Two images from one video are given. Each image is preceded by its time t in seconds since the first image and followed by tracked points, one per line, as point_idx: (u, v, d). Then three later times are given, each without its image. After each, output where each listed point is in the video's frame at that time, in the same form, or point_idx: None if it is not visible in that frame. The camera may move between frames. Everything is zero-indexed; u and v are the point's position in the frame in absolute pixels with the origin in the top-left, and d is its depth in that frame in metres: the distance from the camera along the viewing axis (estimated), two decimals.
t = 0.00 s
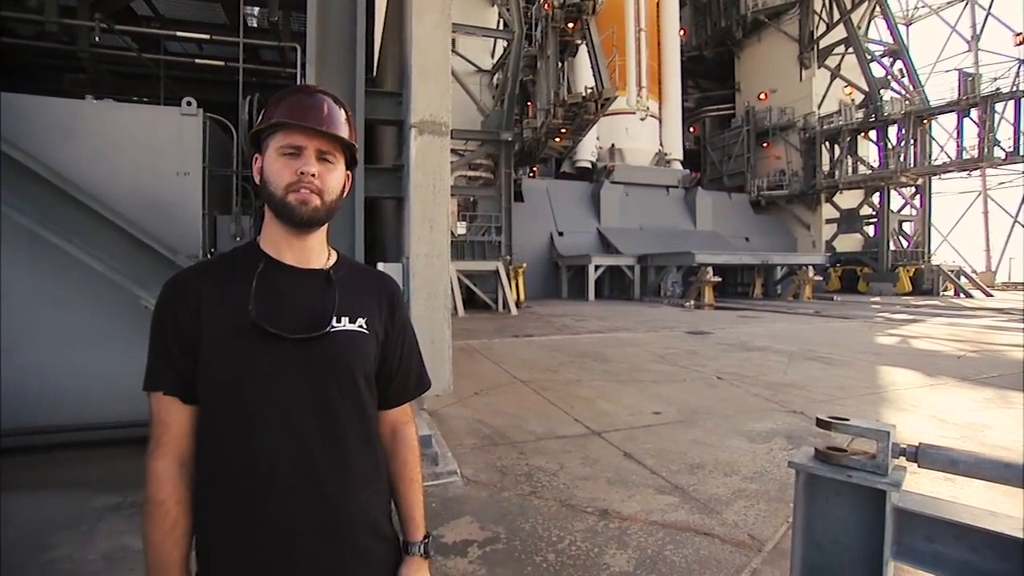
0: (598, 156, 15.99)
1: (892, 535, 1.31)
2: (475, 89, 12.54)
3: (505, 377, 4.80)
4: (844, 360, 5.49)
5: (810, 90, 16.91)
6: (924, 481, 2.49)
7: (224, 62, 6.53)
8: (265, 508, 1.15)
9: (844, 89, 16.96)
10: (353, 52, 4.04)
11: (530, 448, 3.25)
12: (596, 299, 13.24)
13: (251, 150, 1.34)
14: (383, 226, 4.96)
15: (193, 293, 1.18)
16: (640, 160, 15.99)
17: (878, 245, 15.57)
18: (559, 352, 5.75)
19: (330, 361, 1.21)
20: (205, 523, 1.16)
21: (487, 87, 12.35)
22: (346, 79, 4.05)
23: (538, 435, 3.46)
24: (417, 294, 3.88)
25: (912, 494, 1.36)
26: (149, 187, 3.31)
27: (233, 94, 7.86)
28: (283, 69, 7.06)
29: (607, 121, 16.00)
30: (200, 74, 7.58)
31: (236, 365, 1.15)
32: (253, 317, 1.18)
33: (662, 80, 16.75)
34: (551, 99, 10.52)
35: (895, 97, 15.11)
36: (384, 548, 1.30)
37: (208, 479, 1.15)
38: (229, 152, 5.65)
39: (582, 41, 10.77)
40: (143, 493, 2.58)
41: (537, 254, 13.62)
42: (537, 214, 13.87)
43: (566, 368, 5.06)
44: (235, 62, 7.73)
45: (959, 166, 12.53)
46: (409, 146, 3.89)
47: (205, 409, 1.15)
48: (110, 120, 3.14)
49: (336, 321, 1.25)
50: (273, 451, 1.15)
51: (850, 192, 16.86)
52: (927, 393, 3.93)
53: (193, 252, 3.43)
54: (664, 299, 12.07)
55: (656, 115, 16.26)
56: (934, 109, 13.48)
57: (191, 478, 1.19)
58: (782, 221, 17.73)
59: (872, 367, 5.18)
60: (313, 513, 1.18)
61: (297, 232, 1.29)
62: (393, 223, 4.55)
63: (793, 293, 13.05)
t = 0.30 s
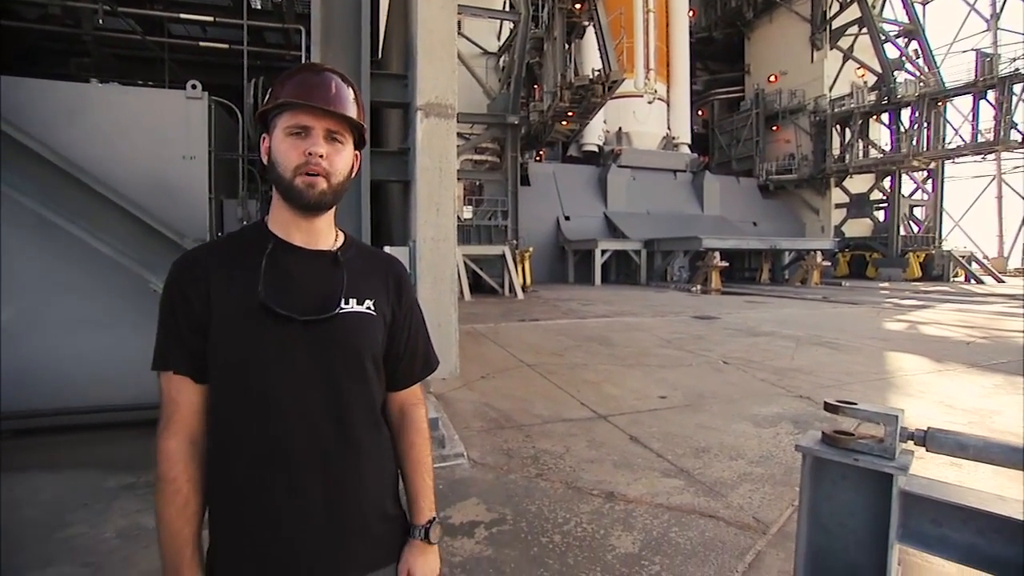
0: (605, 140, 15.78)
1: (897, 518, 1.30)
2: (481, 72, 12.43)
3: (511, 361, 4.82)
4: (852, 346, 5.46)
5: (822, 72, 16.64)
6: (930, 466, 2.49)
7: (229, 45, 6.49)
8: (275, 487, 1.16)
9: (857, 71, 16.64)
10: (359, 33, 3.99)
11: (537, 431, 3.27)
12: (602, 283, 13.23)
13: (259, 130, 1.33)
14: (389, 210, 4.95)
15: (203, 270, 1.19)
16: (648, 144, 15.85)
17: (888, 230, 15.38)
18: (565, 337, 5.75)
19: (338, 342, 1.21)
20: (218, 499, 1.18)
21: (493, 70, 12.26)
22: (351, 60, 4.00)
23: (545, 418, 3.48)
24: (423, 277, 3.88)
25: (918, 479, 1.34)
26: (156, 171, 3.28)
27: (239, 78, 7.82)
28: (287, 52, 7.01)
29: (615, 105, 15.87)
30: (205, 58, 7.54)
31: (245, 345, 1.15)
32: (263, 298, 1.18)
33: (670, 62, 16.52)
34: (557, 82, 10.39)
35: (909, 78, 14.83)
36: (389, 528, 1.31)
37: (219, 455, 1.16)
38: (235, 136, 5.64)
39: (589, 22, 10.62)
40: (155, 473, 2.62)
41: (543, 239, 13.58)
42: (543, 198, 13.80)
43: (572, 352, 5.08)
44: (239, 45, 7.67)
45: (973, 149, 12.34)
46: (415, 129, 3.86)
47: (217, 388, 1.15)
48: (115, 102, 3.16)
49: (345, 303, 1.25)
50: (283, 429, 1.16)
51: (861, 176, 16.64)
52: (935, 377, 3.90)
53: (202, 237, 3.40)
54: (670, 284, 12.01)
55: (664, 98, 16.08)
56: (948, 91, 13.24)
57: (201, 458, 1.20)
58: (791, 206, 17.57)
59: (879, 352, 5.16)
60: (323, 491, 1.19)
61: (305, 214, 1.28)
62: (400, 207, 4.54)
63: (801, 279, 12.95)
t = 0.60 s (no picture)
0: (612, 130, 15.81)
1: (905, 509, 1.30)
2: (487, 62, 12.39)
3: (518, 351, 4.82)
4: (860, 337, 5.44)
5: (832, 61, 16.43)
6: (938, 457, 2.48)
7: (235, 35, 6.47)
8: (286, 473, 1.17)
9: (869, 59, 16.42)
10: (365, 21, 3.97)
11: (543, 421, 3.28)
12: (608, 274, 13.20)
13: (268, 119, 1.33)
14: (396, 201, 4.95)
15: (212, 258, 1.19)
16: (655, 134, 15.74)
17: (898, 221, 15.22)
18: (571, 327, 5.75)
19: (347, 330, 1.22)
20: (229, 484, 1.18)
21: (500, 59, 12.20)
22: (357, 48, 3.98)
23: (551, 408, 3.49)
24: (431, 267, 3.88)
25: (928, 470, 1.34)
26: (164, 161, 3.29)
27: (245, 69, 7.81)
28: (294, 42, 6.99)
29: (622, 94, 15.75)
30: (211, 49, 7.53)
31: (256, 333, 1.16)
32: (272, 286, 1.18)
33: (678, 51, 16.34)
34: (565, 71, 10.33)
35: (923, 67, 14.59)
36: (397, 516, 1.32)
37: (231, 441, 1.17)
38: (242, 126, 5.64)
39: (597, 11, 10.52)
40: (166, 461, 2.65)
41: (550, 230, 13.55)
42: (550, 189, 13.74)
43: (578, 343, 5.08)
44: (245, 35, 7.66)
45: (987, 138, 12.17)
46: (422, 118, 3.85)
47: (227, 375, 1.16)
48: (123, 91, 3.17)
49: (353, 292, 1.26)
50: (294, 416, 1.17)
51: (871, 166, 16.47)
52: (943, 368, 3.89)
53: (209, 227, 3.40)
54: (677, 275, 11.97)
55: (672, 87, 15.94)
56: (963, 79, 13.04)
57: (212, 443, 1.21)
58: (800, 196, 17.42)
59: (887, 343, 5.13)
60: (333, 478, 1.20)
61: (314, 204, 1.28)
62: (406, 197, 4.53)
63: (810, 270, 12.86)
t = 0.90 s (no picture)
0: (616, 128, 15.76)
1: (910, 509, 1.29)
2: (491, 60, 12.39)
3: (522, 350, 4.82)
4: (865, 335, 5.42)
5: (837, 58, 16.36)
6: (943, 456, 2.47)
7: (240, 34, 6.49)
8: (292, 469, 1.17)
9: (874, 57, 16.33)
10: (369, 19, 3.97)
11: (547, 419, 3.28)
12: (612, 272, 13.19)
13: (273, 118, 1.33)
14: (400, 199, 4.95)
15: (217, 257, 1.19)
16: (659, 132, 15.69)
17: (903, 219, 15.12)
18: (575, 325, 5.75)
19: (351, 327, 1.22)
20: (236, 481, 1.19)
21: (504, 57, 12.22)
22: (361, 46, 3.98)
23: (555, 407, 3.49)
24: (435, 266, 3.88)
25: (933, 469, 1.33)
26: (169, 160, 3.30)
27: (249, 67, 7.83)
28: (298, 40, 7.00)
29: (626, 92, 15.73)
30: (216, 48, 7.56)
31: (260, 330, 1.16)
32: (277, 286, 1.19)
33: (682, 49, 16.30)
34: (568, 70, 10.32)
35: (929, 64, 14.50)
36: (403, 510, 1.32)
37: (238, 437, 1.18)
38: (247, 125, 5.65)
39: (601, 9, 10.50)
40: (171, 459, 2.66)
41: (554, 228, 13.54)
42: (554, 187, 13.73)
43: (582, 341, 5.08)
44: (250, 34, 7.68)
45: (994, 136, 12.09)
46: (426, 117, 3.85)
47: (233, 373, 1.16)
48: (128, 90, 3.18)
49: (357, 290, 1.26)
50: (300, 412, 1.17)
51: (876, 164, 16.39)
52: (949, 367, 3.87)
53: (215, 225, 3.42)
54: (681, 273, 11.93)
55: (676, 85, 15.90)
56: (969, 76, 12.95)
57: (219, 440, 1.21)
58: (804, 194, 17.36)
59: (893, 342, 5.11)
60: (340, 474, 1.21)
61: (319, 203, 1.28)
62: (410, 196, 4.54)
63: (814, 268, 12.81)
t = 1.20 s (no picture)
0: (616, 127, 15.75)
1: (911, 507, 1.29)
2: (491, 59, 12.39)
3: (522, 349, 4.82)
4: (865, 335, 5.41)
5: (837, 57, 16.36)
6: (944, 456, 2.46)
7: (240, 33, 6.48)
8: (292, 466, 1.17)
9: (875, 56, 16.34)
10: (369, 18, 3.97)
11: (547, 418, 3.28)
12: (612, 271, 13.19)
13: (274, 117, 1.33)
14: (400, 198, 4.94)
15: (218, 255, 1.19)
16: (659, 132, 15.68)
17: (903, 219, 15.12)
18: (575, 325, 5.75)
19: (351, 325, 1.22)
20: (236, 477, 1.19)
21: (504, 57, 12.22)
22: (360, 44, 3.98)
23: (555, 406, 3.48)
24: (435, 265, 3.88)
25: (934, 468, 1.33)
26: (170, 159, 3.30)
27: (249, 66, 7.81)
28: (297, 40, 6.98)
29: (626, 91, 15.73)
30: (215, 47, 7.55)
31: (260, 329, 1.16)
32: (277, 285, 1.18)
33: (682, 48, 16.29)
34: (568, 69, 10.31)
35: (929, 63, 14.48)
36: (401, 508, 1.32)
37: (238, 434, 1.18)
38: (246, 124, 5.65)
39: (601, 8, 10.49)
40: (171, 458, 2.66)
41: (554, 227, 13.54)
42: (554, 186, 13.73)
43: (582, 341, 5.07)
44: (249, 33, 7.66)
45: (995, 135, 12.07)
46: (426, 116, 3.85)
47: (234, 371, 1.16)
48: (129, 89, 3.18)
49: (358, 288, 1.26)
50: (300, 409, 1.17)
51: (876, 163, 16.39)
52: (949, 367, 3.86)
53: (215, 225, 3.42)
54: (681, 272, 11.92)
55: (676, 84, 15.90)
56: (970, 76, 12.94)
57: (219, 438, 1.21)
58: (805, 193, 17.37)
59: (893, 341, 5.10)
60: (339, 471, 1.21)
61: (319, 202, 1.28)
62: (410, 194, 4.54)
63: (814, 268, 12.81)
